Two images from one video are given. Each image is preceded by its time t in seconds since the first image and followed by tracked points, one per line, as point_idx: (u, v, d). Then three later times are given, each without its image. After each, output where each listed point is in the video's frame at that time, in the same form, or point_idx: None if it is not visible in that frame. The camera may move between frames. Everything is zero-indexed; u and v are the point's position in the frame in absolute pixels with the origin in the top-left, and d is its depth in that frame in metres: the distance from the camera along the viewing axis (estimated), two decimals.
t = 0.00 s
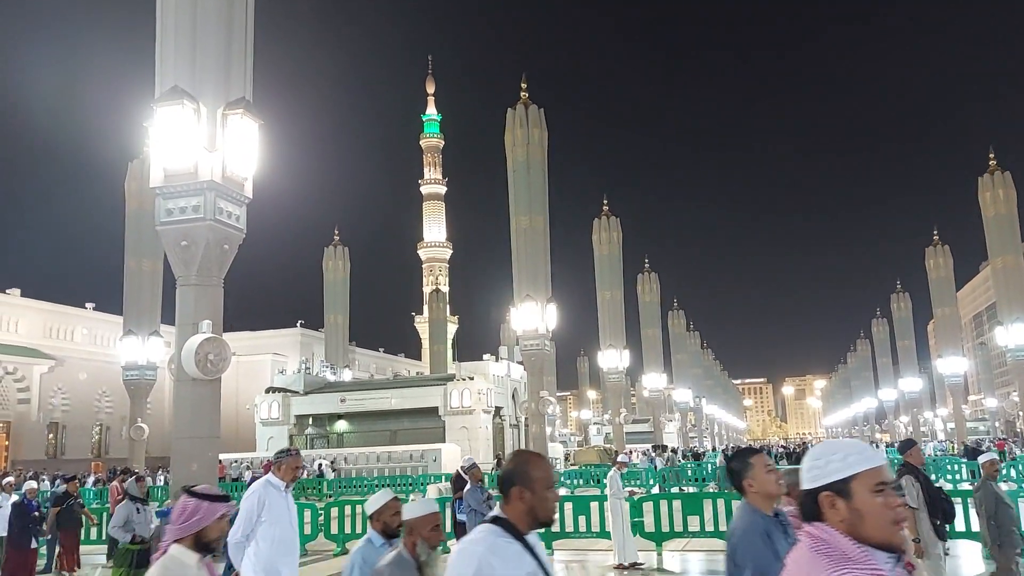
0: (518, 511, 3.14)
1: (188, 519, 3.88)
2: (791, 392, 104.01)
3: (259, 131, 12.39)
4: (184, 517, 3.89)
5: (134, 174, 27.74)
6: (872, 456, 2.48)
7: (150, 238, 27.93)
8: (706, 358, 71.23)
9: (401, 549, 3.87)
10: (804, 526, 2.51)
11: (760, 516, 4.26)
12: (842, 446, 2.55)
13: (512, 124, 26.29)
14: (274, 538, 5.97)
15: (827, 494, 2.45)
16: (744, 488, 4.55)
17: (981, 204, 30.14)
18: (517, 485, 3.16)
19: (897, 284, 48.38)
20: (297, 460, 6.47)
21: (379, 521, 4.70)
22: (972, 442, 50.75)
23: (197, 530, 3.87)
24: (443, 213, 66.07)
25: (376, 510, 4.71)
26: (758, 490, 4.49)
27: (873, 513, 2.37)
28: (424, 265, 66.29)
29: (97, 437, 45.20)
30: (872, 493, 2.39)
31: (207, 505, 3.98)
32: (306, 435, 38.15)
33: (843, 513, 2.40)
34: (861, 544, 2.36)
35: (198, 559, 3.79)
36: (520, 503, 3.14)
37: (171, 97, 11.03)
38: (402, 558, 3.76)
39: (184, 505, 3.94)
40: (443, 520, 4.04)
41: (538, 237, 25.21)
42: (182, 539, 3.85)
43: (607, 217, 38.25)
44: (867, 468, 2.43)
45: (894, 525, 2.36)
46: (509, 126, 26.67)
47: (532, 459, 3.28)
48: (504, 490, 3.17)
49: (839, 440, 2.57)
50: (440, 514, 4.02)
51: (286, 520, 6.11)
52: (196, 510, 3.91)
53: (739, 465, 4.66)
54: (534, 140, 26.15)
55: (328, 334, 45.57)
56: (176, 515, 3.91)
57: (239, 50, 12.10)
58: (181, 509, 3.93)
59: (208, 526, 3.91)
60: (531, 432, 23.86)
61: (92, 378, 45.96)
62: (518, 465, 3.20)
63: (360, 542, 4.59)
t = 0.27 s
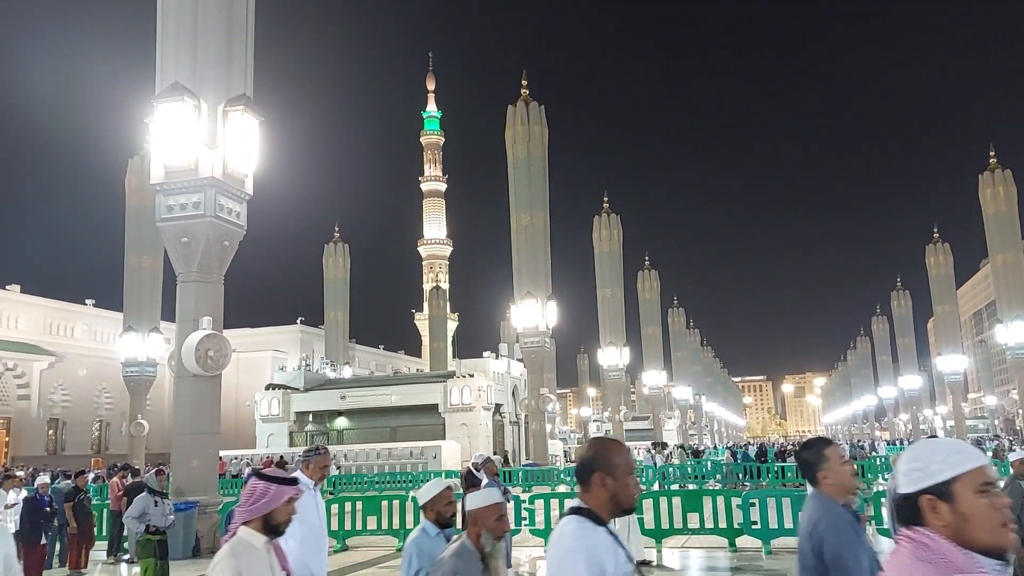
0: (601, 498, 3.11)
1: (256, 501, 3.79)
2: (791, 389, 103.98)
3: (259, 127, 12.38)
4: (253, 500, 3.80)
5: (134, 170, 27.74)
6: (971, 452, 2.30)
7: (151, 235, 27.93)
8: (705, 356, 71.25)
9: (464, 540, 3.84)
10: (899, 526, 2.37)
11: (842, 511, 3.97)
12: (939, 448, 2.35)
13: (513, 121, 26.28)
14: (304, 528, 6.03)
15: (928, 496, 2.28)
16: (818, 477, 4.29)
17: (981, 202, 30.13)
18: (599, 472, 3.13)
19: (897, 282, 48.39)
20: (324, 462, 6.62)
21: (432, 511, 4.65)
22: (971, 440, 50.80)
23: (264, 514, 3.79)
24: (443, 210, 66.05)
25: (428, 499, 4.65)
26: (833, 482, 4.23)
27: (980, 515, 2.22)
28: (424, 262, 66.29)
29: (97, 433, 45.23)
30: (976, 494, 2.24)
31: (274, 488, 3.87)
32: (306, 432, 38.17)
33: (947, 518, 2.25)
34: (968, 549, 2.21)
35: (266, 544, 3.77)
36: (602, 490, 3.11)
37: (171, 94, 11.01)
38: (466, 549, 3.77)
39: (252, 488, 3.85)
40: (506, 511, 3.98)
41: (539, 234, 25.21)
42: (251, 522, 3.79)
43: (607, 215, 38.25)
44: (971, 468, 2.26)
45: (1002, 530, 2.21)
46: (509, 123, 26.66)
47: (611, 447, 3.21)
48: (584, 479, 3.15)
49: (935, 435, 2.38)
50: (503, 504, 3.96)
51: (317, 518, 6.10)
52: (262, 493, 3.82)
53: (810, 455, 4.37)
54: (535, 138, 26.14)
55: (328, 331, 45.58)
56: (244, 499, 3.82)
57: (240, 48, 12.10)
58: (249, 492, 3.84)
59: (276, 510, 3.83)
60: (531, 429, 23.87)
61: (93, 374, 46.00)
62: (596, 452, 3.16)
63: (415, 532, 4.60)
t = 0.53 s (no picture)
0: (684, 495, 3.05)
1: (318, 505, 3.63)
2: (791, 386, 103.90)
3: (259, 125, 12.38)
4: (313, 503, 3.64)
5: (134, 167, 27.75)
6: None
7: (150, 231, 27.93)
8: (705, 353, 71.25)
9: (527, 546, 3.54)
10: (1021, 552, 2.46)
11: (922, 514, 3.83)
12: None
13: (513, 119, 26.27)
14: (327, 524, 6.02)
15: None
16: (901, 479, 4.09)
17: (982, 200, 30.11)
18: (684, 468, 3.08)
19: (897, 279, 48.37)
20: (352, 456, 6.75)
21: (492, 513, 4.21)
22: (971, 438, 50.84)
23: (327, 517, 3.62)
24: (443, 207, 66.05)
25: (489, 501, 4.20)
26: (916, 485, 4.04)
27: None
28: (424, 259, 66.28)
29: (98, 429, 45.29)
30: None
31: (336, 489, 3.70)
32: (306, 428, 38.20)
33: None
34: None
35: (329, 548, 3.58)
36: (687, 487, 3.05)
37: (171, 91, 11.01)
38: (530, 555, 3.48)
39: (314, 489, 3.69)
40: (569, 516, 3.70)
41: (538, 232, 25.22)
42: (313, 525, 3.62)
43: (607, 212, 38.24)
44: None
45: None
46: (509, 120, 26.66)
47: (690, 443, 3.18)
48: (668, 476, 3.08)
49: None
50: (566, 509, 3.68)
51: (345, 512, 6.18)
52: (325, 495, 3.64)
53: (893, 453, 4.15)
54: (535, 135, 26.13)
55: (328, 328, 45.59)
56: (305, 501, 3.67)
57: (239, 46, 12.12)
58: (309, 495, 3.68)
59: (338, 514, 3.66)
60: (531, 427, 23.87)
61: (93, 371, 46.03)
62: (681, 451, 3.12)
63: (473, 534, 4.18)
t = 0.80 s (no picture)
0: (778, 490, 3.16)
1: (378, 497, 3.46)
2: (791, 384, 103.82)
3: (259, 123, 12.39)
4: (372, 495, 3.48)
5: (134, 165, 27.77)
6: None
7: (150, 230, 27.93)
8: (706, 351, 71.25)
9: (590, 537, 3.54)
10: None
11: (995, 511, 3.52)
12: None
13: (512, 117, 26.27)
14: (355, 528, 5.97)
15: None
16: (974, 471, 3.75)
17: (982, 198, 30.11)
18: (778, 464, 3.17)
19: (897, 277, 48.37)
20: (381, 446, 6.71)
21: (548, 503, 4.23)
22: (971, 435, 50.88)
23: (388, 510, 3.45)
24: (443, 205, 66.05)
25: (544, 492, 4.27)
26: (991, 475, 3.69)
27: None
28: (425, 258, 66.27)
29: (98, 428, 45.33)
30: None
31: (397, 482, 3.55)
32: (306, 426, 38.23)
33: None
34: None
35: (390, 542, 3.43)
36: (781, 482, 3.15)
37: (171, 89, 11.01)
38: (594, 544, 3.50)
39: (374, 481, 3.53)
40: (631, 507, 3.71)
41: (539, 230, 25.22)
42: (373, 518, 3.44)
43: (607, 210, 38.23)
44: None
45: None
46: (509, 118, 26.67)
47: (784, 440, 3.27)
48: (763, 472, 3.17)
49: None
50: (629, 500, 3.69)
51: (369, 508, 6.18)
52: (386, 487, 3.49)
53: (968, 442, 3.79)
54: (535, 133, 26.11)
55: (328, 326, 45.61)
56: (364, 493, 3.51)
57: (240, 44, 12.13)
58: (368, 487, 3.52)
59: (399, 507, 3.48)
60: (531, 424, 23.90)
61: (93, 369, 46.06)
62: (775, 447, 3.19)
63: (529, 527, 4.15)
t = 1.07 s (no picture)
0: (878, 493, 3.03)
1: (443, 497, 3.43)
2: (794, 383, 103.80)
3: (261, 122, 12.37)
4: (437, 495, 3.44)
5: (135, 164, 27.77)
6: None
7: (151, 228, 27.91)
8: (707, 349, 71.25)
9: (657, 542, 3.52)
10: None
11: None
12: None
13: (514, 115, 26.24)
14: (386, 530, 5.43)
15: None
16: None
17: (984, 196, 30.06)
18: (882, 465, 3.04)
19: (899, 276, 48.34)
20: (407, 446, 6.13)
21: (606, 508, 4.20)
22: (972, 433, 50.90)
23: (451, 511, 3.42)
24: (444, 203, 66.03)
25: (603, 495, 4.22)
26: None
27: None
28: (426, 256, 66.25)
29: (100, 426, 45.35)
30: None
31: (464, 483, 3.51)
32: (307, 425, 38.25)
33: None
34: None
35: (453, 544, 3.40)
36: (883, 485, 3.02)
37: (172, 88, 10.98)
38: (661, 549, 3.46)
39: (439, 481, 3.50)
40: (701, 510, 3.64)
41: (540, 228, 25.18)
42: (435, 518, 3.42)
43: (608, 208, 38.19)
44: None
45: None
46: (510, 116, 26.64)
47: (889, 439, 3.15)
48: (863, 474, 3.05)
49: None
50: (698, 503, 3.63)
51: (399, 511, 5.58)
52: (451, 487, 3.46)
53: None
54: (536, 131, 26.07)
55: (329, 325, 45.60)
56: (429, 492, 3.48)
57: (241, 42, 12.10)
58: (433, 486, 3.49)
59: (463, 509, 3.46)
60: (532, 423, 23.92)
61: (95, 367, 46.09)
62: (874, 448, 3.06)
63: (590, 532, 4.13)
